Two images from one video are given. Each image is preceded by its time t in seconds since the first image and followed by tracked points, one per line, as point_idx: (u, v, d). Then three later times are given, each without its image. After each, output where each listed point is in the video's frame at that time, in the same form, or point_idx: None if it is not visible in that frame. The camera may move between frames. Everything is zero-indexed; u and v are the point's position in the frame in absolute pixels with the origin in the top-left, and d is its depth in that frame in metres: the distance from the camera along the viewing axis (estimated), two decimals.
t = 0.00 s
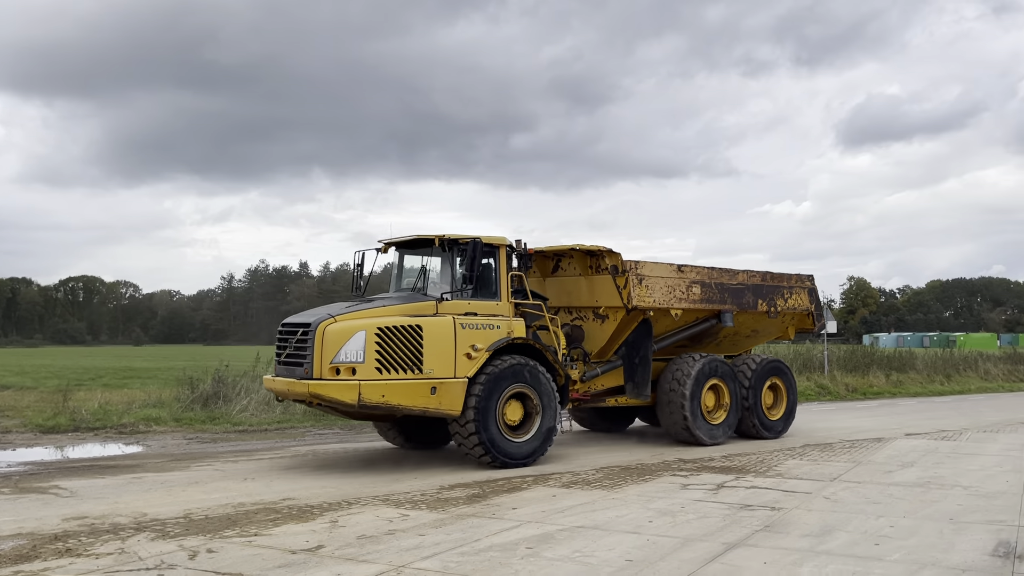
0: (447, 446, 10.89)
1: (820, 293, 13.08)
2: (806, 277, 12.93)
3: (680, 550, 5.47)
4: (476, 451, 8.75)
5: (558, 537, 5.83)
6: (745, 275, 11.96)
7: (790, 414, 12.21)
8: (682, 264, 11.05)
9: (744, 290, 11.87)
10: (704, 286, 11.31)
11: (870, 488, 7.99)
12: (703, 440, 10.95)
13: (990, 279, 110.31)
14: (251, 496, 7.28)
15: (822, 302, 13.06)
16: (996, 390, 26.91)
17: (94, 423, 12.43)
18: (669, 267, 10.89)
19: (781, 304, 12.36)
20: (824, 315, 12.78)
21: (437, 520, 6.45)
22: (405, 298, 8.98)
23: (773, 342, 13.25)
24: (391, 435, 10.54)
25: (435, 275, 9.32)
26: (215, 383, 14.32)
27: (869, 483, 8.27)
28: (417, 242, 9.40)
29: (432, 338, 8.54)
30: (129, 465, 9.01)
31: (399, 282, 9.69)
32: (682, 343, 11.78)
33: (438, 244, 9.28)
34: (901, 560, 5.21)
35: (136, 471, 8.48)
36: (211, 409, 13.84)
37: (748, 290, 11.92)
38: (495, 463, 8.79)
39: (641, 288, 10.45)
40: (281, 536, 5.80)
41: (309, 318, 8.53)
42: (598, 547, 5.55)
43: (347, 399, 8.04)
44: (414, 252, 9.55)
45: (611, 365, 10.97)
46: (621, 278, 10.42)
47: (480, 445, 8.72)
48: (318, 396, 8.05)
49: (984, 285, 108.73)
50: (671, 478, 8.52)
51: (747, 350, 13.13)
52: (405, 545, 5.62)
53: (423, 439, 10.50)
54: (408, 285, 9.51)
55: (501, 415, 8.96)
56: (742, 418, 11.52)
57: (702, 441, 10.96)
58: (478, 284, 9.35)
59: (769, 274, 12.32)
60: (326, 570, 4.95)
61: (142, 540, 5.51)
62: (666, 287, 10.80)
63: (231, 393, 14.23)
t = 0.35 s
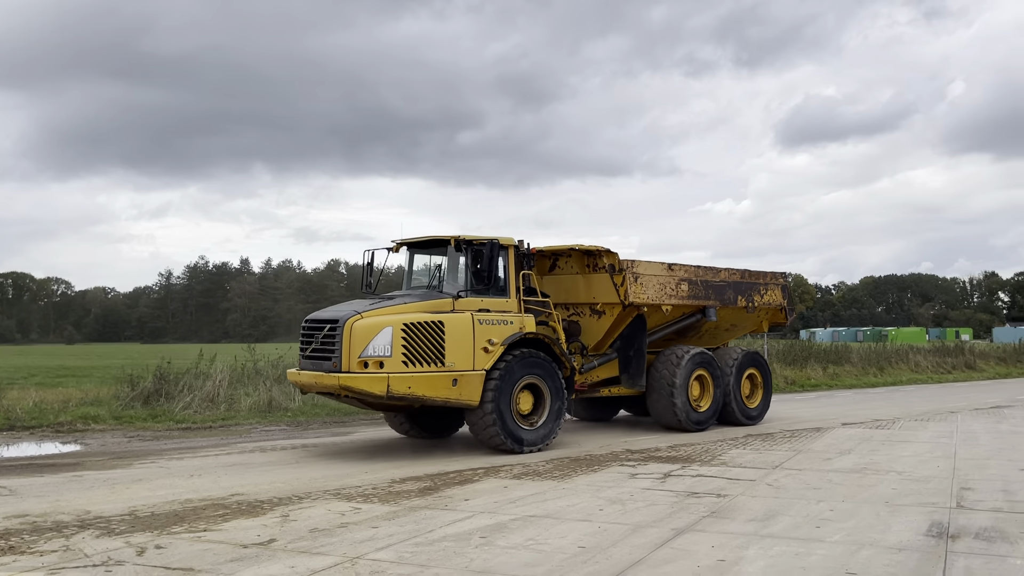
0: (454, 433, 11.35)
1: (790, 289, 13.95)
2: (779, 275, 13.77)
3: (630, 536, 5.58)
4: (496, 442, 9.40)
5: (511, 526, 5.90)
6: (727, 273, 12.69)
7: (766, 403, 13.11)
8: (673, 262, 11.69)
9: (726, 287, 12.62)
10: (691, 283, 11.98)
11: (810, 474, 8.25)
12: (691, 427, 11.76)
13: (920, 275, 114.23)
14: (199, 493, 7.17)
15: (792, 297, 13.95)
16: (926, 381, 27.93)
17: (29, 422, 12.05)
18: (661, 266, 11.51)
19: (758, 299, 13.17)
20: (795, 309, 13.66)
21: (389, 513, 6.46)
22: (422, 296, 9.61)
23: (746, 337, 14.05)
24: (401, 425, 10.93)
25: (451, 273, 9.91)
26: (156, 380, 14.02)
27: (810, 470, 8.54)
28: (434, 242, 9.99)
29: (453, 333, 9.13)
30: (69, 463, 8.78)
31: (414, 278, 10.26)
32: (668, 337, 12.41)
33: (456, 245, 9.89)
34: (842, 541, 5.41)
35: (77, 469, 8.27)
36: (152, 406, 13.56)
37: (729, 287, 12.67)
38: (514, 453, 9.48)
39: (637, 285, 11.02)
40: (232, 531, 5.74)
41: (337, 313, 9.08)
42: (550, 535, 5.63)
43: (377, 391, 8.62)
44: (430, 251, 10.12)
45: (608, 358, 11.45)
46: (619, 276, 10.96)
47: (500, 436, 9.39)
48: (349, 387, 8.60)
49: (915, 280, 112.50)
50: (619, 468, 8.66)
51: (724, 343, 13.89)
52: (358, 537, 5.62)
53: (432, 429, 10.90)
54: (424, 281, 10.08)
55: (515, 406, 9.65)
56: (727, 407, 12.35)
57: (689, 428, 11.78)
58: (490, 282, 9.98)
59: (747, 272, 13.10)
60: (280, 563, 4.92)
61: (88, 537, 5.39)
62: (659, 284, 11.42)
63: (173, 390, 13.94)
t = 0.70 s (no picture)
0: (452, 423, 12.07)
1: (760, 286, 14.82)
2: (750, 274, 14.64)
3: (581, 525, 5.71)
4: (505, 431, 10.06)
5: (464, 517, 5.99)
6: (704, 272, 13.49)
7: (740, 393, 13.94)
8: (657, 261, 12.43)
9: (704, 285, 13.41)
10: (673, 281, 12.72)
11: (754, 464, 8.49)
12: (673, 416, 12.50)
13: (860, 271, 117.35)
14: (147, 489, 7.09)
15: (762, 294, 14.82)
16: (865, 374, 28.76)
17: None
18: (647, 265, 12.24)
19: (732, 297, 13.99)
20: (765, 306, 14.54)
21: (342, 506, 6.48)
22: (432, 292, 10.25)
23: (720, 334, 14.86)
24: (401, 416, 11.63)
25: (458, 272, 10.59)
26: (99, 377, 13.73)
27: (754, 460, 8.80)
28: (441, 242, 10.66)
29: (465, 329, 9.76)
30: (9, 462, 8.57)
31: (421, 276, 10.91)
32: (652, 333, 13.11)
33: (462, 245, 10.56)
34: (784, 526, 5.60)
35: (19, 468, 8.08)
36: (95, 404, 13.28)
37: (707, 285, 13.47)
38: (503, 443, 9.96)
39: (626, 283, 11.72)
40: (182, 527, 5.70)
41: (355, 309, 9.63)
42: (503, 524, 5.72)
43: (397, 383, 9.21)
44: (435, 250, 10.77)
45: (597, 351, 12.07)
46: (609, 275, 11.65)
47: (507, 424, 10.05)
48: (369, 379, 9.15)
49: (855, 277, 115.58)
50: (570, 460, 8.79)
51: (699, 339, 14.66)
52: (311, 530, 5.64)
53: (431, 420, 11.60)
54: (431, 279, 10.72)
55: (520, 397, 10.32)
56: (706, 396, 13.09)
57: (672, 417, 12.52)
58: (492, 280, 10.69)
59: (721, 270, 13.93)
60: (233, 557, 4.92)
61: (34, 534, 5.31)
62: (645, 282, 12.17)
63: (117, 388, 13.67)
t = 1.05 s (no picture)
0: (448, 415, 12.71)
1: (731, 287, 15.55)
2: (722, 275, 15.36)
3: (534, 517, 5.84)
4: (506, 424, 10.63)
5: (420, 512, 6.07)
6: (682, 273, 14.13)
7: (711, 391, 14.77)
8: (641, 262, 13.02)
9: (682, 285, 14.05)
10: (655, 282, 13.33)
11: (702, 458, 8.72)
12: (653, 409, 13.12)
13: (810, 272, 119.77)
14: (99, 488, 7.03)
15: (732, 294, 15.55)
16: (813, 372, 29.45)
17: None
18: (631, 266, 12.81)
19: (707, 296, 14.67)
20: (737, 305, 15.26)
21: (297, 503, 6.51)
22: (438, 292, 10.74)
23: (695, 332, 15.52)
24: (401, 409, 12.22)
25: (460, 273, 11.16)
26: (46, 376, 13.45)
27: (703, 454, 9.03)
28: (443, 245, 11.24)
29: (470, 326, 10.32)
30: None
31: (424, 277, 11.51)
32: (634, 332, 13.68)
33: (465, 248, 11.13)
34: (729, 516, 5.80)
35: None
36: (42, 404, 13.02)
37: (684, 285, 14.11)
38: (459, 441, 10.07)
39: (613, 283, 12.29)
40: (136, 524, 5.69)
41: (367, 308, 10.13)
42: (457, 518, 5.82)
43: (409, 377, 9.75)
44: (436, 252, 11.39)
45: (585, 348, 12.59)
46: (598, 275, 12.20)
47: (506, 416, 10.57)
48: (383, 373, 9.71)
49: (805, 277, 117.98)
50: (524, 456, 8.92)
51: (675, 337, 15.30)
52: (267, 526, 5.67)
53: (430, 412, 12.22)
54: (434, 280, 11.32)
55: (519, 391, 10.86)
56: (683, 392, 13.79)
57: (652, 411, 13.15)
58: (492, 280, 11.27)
59: (697, 271, 14.61)
60: (187, 553, 4.95)
61: None
62: (631, 282, 12.75)
63: (65, 387, 13.42)
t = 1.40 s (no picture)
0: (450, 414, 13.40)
1: (710, 292, 16.28)
2: (702, 280, 16.08)
3: (499, 519, 5.97)
4: (506, 423, 11.30)
5: (387, 515, 6.17)
6: (666, 279, 14.81)
7: (693, 390, 15.46)
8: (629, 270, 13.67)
9: (666, 291, 14.73)
10: (640, 288, 14.00)
11: (663, 460, 8.93)
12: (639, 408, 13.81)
13: (769, 275, 121.69)
14: (63, 494, 7.00)
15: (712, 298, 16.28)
16: (771, 374, 30.03)
17: None
18: (620, 273, 13.46)
19: (689, 301, 15.38)
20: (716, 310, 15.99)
21: (264, 507, 6.56)
22: (444, 299, 11.33)
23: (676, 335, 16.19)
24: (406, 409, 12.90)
25: (464, 280, 11.77)
26: (3, 380, 13.23)
27: (664, 456, 9.23)
28: (448, 253, 11.86)
29: (477, 330, 10.93)
30: None
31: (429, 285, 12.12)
32: (620, 336, 14.35)
33: (469, 256, 11.77)
34: (689, 517, 5.99)
35: None
36: None
37: (667, 291, 14.79)
38: (426, 446, 10.15)
39: (603, 290, 12.93)
40: (102, 530, 5.71)
41: (380, 314, 10.67)
42: (424, 521, 5.93)
43: (422, 378, 10.31)
44: (438, 261, 12.02)
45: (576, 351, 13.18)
46: (589, 282, 12.82)
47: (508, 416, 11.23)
48: (396, 375, 10.27)
49: (764, 280, 119.86)
50: (488, 459, 9.04)
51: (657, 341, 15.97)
52: (234, 530, 5.72)
53: (433, 410, 12.91)
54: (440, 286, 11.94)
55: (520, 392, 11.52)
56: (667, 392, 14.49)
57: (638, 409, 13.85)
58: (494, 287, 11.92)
59: (680, 278, 15.30)
60: (156, 558, 4.98)
61: None
62: (619, 287, 13.40)
63: (22, 391, 13.21)
